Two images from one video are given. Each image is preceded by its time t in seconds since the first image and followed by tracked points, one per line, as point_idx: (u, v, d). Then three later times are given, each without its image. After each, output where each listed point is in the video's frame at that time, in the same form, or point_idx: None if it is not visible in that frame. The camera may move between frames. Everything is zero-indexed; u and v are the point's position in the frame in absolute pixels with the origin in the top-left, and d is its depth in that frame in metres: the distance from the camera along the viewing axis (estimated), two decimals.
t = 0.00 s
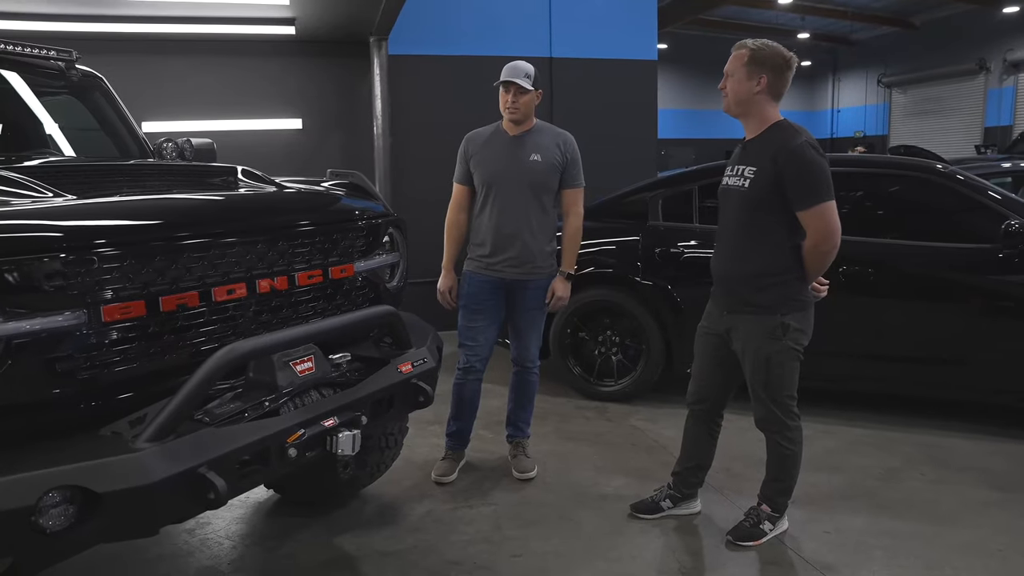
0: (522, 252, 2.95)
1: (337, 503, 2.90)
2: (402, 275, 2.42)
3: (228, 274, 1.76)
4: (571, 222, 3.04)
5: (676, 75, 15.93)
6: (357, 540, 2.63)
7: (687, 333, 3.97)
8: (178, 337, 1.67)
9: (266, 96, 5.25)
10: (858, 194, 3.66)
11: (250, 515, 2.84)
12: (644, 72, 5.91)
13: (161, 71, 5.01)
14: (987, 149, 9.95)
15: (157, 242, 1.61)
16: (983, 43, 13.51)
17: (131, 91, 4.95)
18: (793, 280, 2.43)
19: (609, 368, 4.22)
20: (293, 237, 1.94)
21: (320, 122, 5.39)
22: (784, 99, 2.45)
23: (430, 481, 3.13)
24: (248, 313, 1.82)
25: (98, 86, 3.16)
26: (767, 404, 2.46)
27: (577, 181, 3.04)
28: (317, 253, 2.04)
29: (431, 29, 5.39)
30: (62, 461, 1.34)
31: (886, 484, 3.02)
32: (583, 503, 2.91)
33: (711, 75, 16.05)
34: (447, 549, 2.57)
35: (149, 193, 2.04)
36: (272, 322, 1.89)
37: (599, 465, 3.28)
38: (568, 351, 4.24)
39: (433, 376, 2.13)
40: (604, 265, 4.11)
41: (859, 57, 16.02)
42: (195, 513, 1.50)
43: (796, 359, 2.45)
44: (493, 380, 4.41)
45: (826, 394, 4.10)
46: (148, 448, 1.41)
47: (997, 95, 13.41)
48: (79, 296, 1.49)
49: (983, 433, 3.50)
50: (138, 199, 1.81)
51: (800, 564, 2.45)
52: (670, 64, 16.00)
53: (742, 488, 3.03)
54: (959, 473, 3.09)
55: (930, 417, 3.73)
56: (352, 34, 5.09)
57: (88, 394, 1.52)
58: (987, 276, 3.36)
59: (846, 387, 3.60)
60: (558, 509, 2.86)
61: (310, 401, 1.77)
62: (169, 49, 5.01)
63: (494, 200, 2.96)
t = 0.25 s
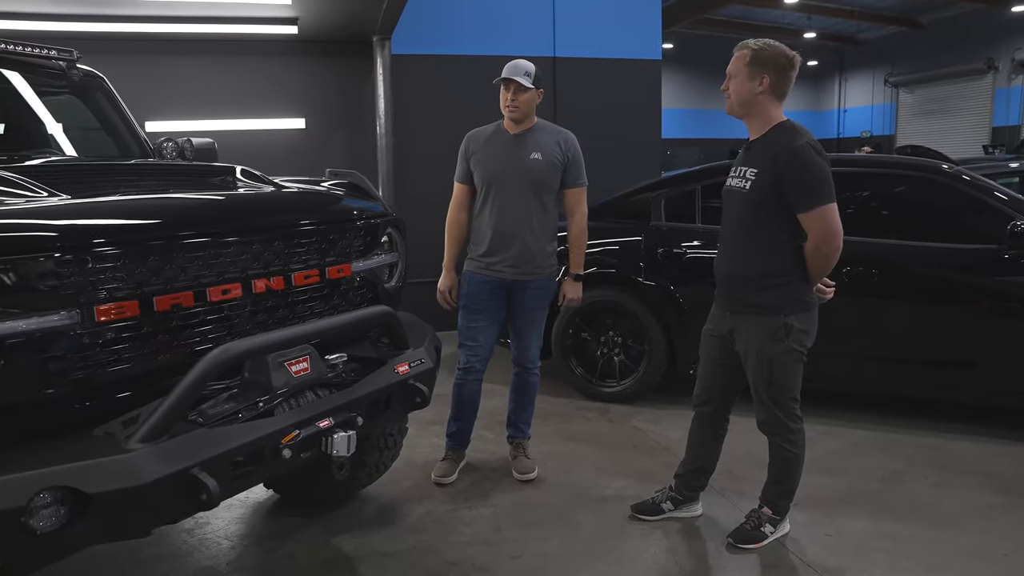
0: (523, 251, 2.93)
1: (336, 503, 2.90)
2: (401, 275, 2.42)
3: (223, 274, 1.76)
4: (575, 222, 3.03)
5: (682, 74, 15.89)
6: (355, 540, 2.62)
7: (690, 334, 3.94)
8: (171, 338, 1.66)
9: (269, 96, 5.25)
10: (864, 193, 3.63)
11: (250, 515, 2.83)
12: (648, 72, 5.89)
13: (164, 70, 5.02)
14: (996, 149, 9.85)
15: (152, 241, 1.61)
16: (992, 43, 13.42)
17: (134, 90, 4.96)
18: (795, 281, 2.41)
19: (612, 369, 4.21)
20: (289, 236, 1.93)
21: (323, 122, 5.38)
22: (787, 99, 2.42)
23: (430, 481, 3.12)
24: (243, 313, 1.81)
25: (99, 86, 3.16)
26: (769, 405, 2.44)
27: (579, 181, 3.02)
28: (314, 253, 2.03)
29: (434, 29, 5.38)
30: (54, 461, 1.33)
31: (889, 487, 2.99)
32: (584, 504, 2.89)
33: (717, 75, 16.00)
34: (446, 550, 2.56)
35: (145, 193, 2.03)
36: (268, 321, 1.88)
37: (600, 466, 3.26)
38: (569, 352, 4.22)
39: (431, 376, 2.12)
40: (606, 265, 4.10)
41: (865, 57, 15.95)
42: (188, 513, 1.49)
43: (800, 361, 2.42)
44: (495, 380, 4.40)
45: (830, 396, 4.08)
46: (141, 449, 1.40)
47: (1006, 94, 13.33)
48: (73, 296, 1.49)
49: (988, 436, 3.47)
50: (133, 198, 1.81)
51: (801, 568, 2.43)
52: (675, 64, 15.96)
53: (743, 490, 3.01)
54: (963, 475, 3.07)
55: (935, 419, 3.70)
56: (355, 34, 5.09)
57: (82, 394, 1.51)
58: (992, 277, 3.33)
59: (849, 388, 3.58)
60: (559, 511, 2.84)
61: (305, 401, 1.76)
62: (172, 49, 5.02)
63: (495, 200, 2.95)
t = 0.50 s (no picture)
0: (524, 251, 2.91)
1: (335, 505, 2.88)
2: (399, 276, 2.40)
3: (216, 275, 1.75)
4: (577, 221, 3.00)
5: (689, 74, 15.83)
6: (353, 542, 2.60)
7: (693, 335, 3.91)
8: (162, 339, 1.64)
9: (271, 96, 5.24)
10: (871, 193, 3.58)
11: (248, 516, 2.82)
12: (653, 71, 5.86)
13: (167, 70, 5.02)
14: (1005, 149, 9.78)
15: (144, 242, 1.60)
16: (1001, 41, 13.33)
17: (137, 91, 4.96)
18: (798, 282, 2.38)
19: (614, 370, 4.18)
20: (284, 236, 1.92)
21: (325, 121, 5.38)
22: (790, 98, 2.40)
23: (430, 483, 3.10)
24: (236, 314, 1.80)
25: (99, 85, 3.15)
26: (771, 407, 2.41)
27: (581, 181, 2.99)
28: (309, 254, 2.01)
29: (437, 28, 5.37)
30: (41, 464, 1.32)
31: (894, 490, 2.96)
32: (584, 507, 2.87)
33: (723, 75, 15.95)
34: (444, 553, 2.54)
35: (140, 194, 2.02)
36: (262, 322, 1.86)
37: (601, 468, 3.24)
38: (572, 353, 4.20)
39: (427, 378, 2.10)
40: (608, 266, 4.07)
41: (873, 56, 15.86)
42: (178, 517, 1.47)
43: (801, 363, 2.39)
44: (497, 381, 4.38)
45: (835, 398, 4.04)
46: (128, 452, 1.39)
47: (1016, 93, 13.28)
48: (62, 296, 1.47)
49: (995, 438, 3.43)
50: (126, 199, 1.79)
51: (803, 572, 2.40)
52: (681, 64, 15.90)
53: (745, 493, 2.98)
54: (969, 479, 3.03)
55: (942, 422, 3.66)
56: (358, 33, 5.08)
57: (73, 396, 1.50)
58: (999, 277, 3.29)
59: (854, 390, 3.54)
60: (558, 513, 2.82)
61: (299, 403, 1.74)
62: (175, 49, 5.02)
63: (495, 200, 2.93)
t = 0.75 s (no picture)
0: (520, 252, 2.88)
1: (330, 507, 2.86)
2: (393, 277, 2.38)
3: (202, 276, 1.73)
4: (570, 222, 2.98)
5: (693, 73, 15.78)
6: (346, 545, 2.58)
7: (693, 336, 3.88)
8: (146, 341, 1.62)
9: (271, 96, 5.23)
10: (876, 192, 3.55)
11: (242, 518, 2.80)
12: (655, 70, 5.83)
13: (167, 70, 5.01)
14: (1011, 148, 9.70)
15: (128, 244, 1.58)
16: (1008, 40, 13.24)
17: (137, 90, 4.95)
18: (802, 282, 2.33)
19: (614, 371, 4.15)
20: (273, 237, 1.90)
21: (325, 121, 5.36)
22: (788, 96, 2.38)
23: (426, 485, 3.08)
24: (224, 315, 1.78)
25: (94, 85, 3.12)
26: (776, 410, 2.36)
27: (577, 180, 2.97)
28: (299, 255, 1.99)
29: (438, 27, 5.35)
30: (20, 467, 1.30)
31: (895, 493, 2.92)
32: (581, 509, 2.84)
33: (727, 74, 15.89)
34: (439, 556, 2.52)
35: (129, 194, 2.01)
36: (251, 324, 1.84)
37: (599, 471, 3.21)
38: (571, 353, 4.17)
39: (419, 380, 2.08)
40: (608, 266, 4.04)
41: (879, 55, 15.78)
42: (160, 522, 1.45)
43: (807, 364, 2.34)
44: (496, 382, 4.35)
45: (836, 399, 4.00)
46: (109, 455, 1.37)
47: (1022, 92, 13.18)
48: (43, 298, 1.45)
49: (999, 441, 3.39)
50: (113, 199, 1.78)
51: None
52: (686, 63, 15.85)
53: (744, 496, 2.95)
54: (972, 483, 2.99)
55: (944, 424, 3.61)
56: (357, 33, 5.06)
57: (56, 398, 1.49)
58: (1003, 278, 3.24)
59: (855, 392, 3.51)
60: (555, 516, 2.79)
61: (286, 406, 1.72)
62: (175, 49, 5.02)
63: (492, 200, 2.90)
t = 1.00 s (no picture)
0: (516, 253, 2.86)
1: (325, 509, 2.84)
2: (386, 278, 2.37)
3: (190, 277, 1.71)
4: (571, 221, 2.98)
5: (698, 73, 15.74)
6: (340, 547, 2.56)
7: (693, 338, 3.85)
8: (133, 343, 1.61)
9: (271, 96, 5.22)
10: (881, 192, 3.51)
11: (238, 520, 2.79)
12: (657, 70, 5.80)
13: (167, 70, 5.01)
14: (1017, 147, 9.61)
15: (112, 246, 1.57)
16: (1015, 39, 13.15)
17: (137, 90, 4.96)
18: (809, 284, 2.29)
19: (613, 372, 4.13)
20: (263, 238, 1.88)
21: (326, 121, 5.35)
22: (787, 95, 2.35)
23: (423, 487, 3.06)
24: (213, 317, 1.76)
25: (90, 85, 3.12)
26: (781, 413, 2.32)
27: (575, 180, 2.96)
28: (290, 256, 1.98)
29: (438, 27, 5.33)
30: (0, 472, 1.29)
31: (896, 497, 2.88)
32: (578, 512, 2.82)
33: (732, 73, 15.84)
34: (433, 559, 2.50)
35: (120, 195, 2.00)
36: (239, 325, 1.83)
37: (597, 473, 3.19)
38: (570, 354, 4.15)
39: (410, 383, 2.07)
40: (608, 267, 4.01)
41: (885, 55, 15.69)
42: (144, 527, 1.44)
43: (812, 365, 2.31)
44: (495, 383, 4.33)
45: (837, 401, 3.97)
46: (91, 459, 1.36)
47: None
48: (24, 301, 1.43)
49: (1002, 445, 3.35)
50: (102, 201, 1.77)
51: None
52: (690, 63, 15.81)
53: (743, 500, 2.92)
54: (974, 487, 2.95)
55: (947, 426, 3.58)
56: (357, 32, 5.04)
57: (41, 401, 1.47)
58: (1007, 279, 3.20)
59: (856, 394, 3.47)
60: (551, 519, 2.77)
61: (274, 409, 1.71)
62: (175, 49, 5.01)
63: (488, 200, 2.88)
